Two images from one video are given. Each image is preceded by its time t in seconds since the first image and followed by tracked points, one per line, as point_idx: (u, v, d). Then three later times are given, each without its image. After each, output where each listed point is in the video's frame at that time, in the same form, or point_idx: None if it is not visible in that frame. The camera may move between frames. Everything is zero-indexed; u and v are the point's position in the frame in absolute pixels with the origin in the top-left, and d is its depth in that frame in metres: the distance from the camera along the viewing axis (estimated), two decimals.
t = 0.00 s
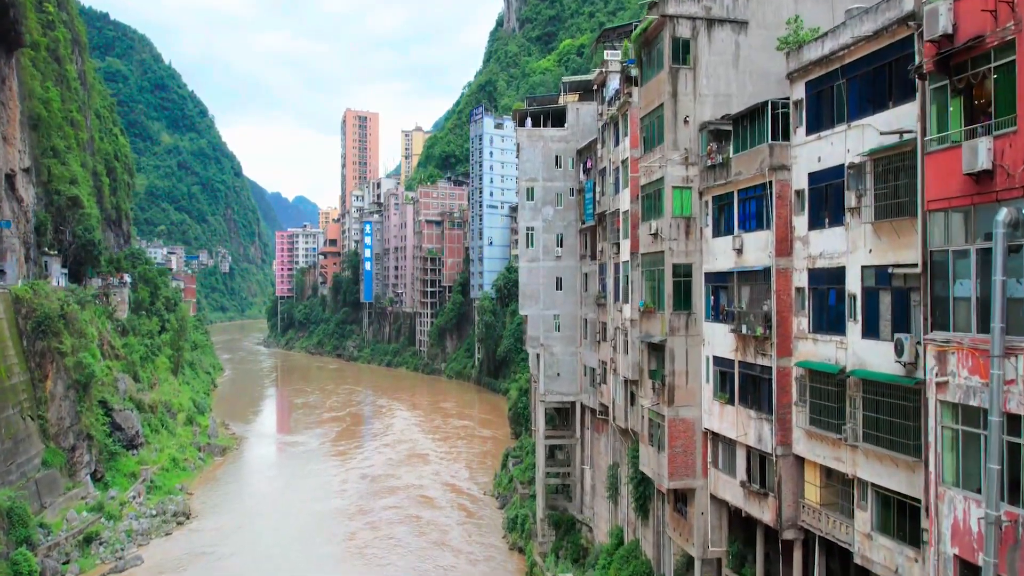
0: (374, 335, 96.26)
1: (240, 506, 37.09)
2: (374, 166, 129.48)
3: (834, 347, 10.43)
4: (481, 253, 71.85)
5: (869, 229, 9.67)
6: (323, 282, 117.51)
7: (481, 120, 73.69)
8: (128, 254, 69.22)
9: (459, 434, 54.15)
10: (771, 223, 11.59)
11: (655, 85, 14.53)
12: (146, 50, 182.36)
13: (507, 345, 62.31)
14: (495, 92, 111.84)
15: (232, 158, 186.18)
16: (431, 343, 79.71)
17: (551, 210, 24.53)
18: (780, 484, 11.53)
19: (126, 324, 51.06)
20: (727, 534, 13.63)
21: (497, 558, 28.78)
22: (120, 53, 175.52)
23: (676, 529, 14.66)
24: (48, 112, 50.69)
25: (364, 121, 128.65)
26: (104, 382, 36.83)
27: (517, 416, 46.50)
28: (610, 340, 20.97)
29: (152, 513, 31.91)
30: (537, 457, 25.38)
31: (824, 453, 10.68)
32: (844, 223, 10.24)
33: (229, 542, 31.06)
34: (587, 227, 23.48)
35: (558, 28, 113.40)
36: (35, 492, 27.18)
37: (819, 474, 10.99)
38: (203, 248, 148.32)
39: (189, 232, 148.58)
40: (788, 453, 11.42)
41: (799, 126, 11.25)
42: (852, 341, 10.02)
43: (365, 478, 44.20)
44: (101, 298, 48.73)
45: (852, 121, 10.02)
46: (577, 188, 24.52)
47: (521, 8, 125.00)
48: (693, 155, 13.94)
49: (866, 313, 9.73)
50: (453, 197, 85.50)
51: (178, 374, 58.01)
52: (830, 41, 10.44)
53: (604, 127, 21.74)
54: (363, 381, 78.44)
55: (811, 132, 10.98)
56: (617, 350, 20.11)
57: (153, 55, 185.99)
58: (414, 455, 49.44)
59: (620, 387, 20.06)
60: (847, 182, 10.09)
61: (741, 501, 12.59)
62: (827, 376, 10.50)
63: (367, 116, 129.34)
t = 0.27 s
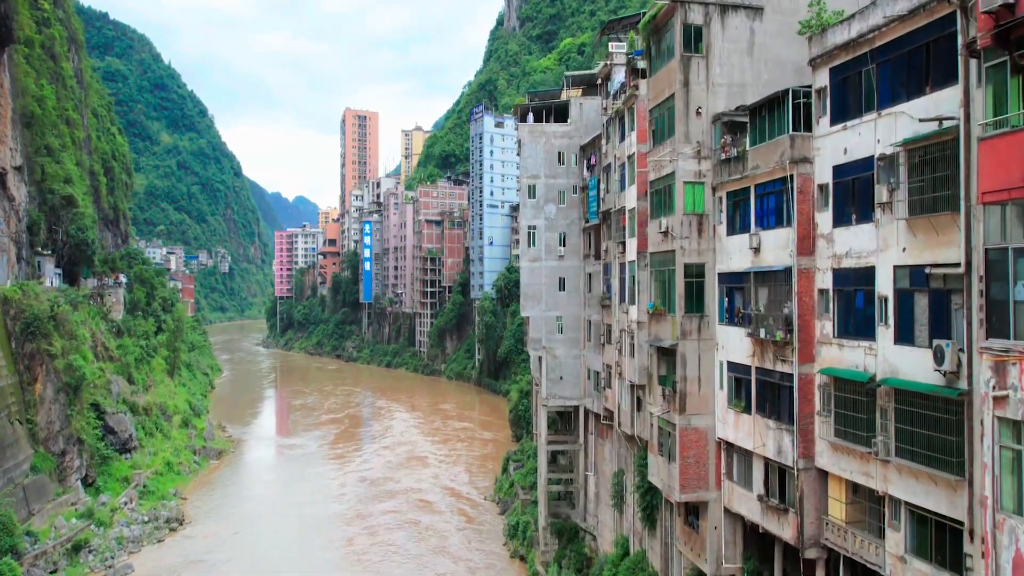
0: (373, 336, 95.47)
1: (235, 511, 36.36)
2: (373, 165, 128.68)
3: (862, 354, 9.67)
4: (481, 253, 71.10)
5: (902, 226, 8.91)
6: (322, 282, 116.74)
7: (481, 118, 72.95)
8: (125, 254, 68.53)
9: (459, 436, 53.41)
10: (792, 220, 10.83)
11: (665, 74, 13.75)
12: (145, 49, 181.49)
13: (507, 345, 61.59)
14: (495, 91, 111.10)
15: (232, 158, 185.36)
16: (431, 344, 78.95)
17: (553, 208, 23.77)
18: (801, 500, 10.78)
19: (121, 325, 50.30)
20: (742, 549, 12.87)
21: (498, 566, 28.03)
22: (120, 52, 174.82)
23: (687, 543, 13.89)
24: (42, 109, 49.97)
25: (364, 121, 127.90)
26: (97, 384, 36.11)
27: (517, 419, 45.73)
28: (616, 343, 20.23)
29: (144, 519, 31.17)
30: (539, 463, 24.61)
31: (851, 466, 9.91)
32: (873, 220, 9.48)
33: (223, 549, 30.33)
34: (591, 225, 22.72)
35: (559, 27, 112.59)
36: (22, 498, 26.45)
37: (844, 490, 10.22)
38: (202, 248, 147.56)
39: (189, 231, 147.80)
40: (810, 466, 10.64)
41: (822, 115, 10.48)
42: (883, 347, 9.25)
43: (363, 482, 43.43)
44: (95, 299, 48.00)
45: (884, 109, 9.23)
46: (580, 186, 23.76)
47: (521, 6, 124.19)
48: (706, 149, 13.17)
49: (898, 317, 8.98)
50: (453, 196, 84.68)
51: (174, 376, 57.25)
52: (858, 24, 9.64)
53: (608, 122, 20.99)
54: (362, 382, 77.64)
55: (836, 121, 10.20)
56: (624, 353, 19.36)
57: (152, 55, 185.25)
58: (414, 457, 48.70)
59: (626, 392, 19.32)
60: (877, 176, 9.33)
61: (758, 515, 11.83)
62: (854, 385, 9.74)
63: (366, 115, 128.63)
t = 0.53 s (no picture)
0: (373, 336, 94.71)
1: (231, 516, 35.60)
2: (373, 165, 127.88)
3: (895, 360, 8.89)
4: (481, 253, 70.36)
5: (943, 222, 8.14)
6: (321, 282, 115.97)
7: (481, 117, 72.20)
8: (122, 254, 67.78)
9: (459, 439, 52.65)
10: (817, 215, 10.04)
11: (677, 62, 13.01)
12: (144, 49, 180.70)
13: (508, 346, 60.84)
14: (496, 90, 110.36)
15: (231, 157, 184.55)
16: (431, 345, 78.17)
17: (556, 206, 23.01)
18: (826, 517, 9.99)
19: (116, 326, 49.53)
20: (760, 567, 12.09)
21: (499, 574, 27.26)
22: (119, 52, 174.08)
23: (699, 560, 13.10)
24: (35, 107, 49.15)
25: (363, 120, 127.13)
26: (89, 387, 35.34)
27: (518, 422, 44.93)
28: (622, 345, 19.48)
29: (136, 525, 30.42)
30: (542, 470, 23.83)
31: (883, 483, 9.12)
32: (907, 215, 8.72)
33: (217, 556, 29.58)
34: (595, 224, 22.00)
35: (560, 25, 111.75)
36: (9, 505, 25.70)
37: (874, 507, 9.44)
38: (201, 249, 146.83)
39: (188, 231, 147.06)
40: (837, 481, 9.86)
41: (849, 103, 9.72)
42: (920, 354, 8.48)
43: (361, 486, 42.65)
44: (89, 300, 47.21)
45: (920, 95, 8.48)
46: (584, 183, 22.99)
47: (522, 4, 123.41)
48: (720, 141, 12.42)
49: (937, 321, 8.21)
50: (453, 195, 83.88)
51: (171, 377, 56.47)
52: (890, 3, 8.89)
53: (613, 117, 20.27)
54: (362, 383, 76.86)
55: (865, 109, 9.44)
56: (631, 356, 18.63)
57: (152, 55, 184.41)
58: (413, 460, 47.92)
59: (633, 397, 18.57)
60: (914, 166, 8.57)
61: (778, 532, 11.05)
62: (887, 394, 8.96)
63: (366, 114, 127.90)
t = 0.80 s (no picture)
0: (373, 337, 93.98)
1: (226, 521, 34.85)
2: (373, 164, 127.10)
3: (935, 369, 8.11)
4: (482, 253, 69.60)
5: (993, 215, 7.36)
6: (321, 282, 115.23)
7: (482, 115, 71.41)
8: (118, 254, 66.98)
9: (459, 441, 51.90)
10: (845, 211, 9.26)
11: (690, 49, 12.24)
12: (144, 49, 180.00)
13: (509, 347, 60.11)
14: (497, 89, 109.57)
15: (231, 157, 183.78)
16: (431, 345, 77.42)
17: (559, 204, 22.23)
18: (856, 537, 9.21)
19: (111, 327, 48.78)
20: None
21: None
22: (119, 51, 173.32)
23: None
24: (29, 104, 48.33)
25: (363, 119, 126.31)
26: (80, 389, 34.57)
27: (519, 424, 44.19)
28: (628, 348, 18.72)
29: (127, 532, 29.67)
30: (544, 477, 23.05)
31: (921, 502, 8.33)
32: (950, 209, 7.94)
33: (210, 563, 28.84)
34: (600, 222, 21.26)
35: (561, 24, 110.83)
36: None
37: (910, 528, 8.64)
38: (201, 248, 146.14)
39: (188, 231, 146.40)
40: (868, 499, 9.07)
41: (882, 88, 8.94)
42: (965, 362, 7.70)
43: (360, 489, 41.90)
44: (83, 301, 46.44)
45: (966, 77, 7.70)
46: (588, 180, 22.22)
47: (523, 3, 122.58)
48: (737, 133, 11.65)
49: (986, 326, 7.43)
50: (453, 194, 83.06)
51: (167, 379, 55.71)
52: None
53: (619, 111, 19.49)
54: (361, 384, 76.11)
55: (900, 94, 8.65)
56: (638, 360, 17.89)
57: (152, 54, 183.59)
58: (412, 463, 47.18)
59: (641, 402, 17.82)
60: (958, 156, 7.79)
61: (801, 552, 10.27)
62: (926, 406, 8.18)
63: (365, 113, 127.14)
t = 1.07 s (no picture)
0: (372, 337, 93.28)
1: (220, 526, 34.08)
2: (373, 163, 126.32)
3: (984, 380, 7.32)
4: (482, 253, 68.82)
5: None
6: (320, 282, 114.47)
7: (482, 114, 70.59)
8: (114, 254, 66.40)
9: (459, 444, 51.18)
10: (880, 206, 8.46)
11: (705, 34, 11.47)
12: (144, 48, 179.17)
13: (509, 348, 59.41)
14: (497, 88, 108.80)
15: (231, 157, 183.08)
16: (431, 346, 76.66)
17: (563, 201, 21.44)
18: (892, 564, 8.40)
19: (106, 328, 48.02)
20: None
21: None
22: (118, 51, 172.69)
23: None
24: (22, 102, 47.58)
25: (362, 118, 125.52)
26: (71, 392, 33.80)
27: (520, 427, 43.44)
28: (635, 352, 17.96)
29: (119, 540, 28.91)
30: (547, 484, 22.29)
31: (967, 529, 7.52)
32: (1002, 203, 7.17)
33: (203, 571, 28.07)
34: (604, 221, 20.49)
35: (561, 22, 109.87)
36: None
37: (954, 556, 7.80)
38: (201, 249, 145.47)
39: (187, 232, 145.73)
40: (907, 522, 8.25)
41: (920, 71, 8.14)
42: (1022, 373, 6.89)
43: (358, 493, 41.13)
44: (76, 302, 45.66)
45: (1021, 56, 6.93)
46: (593, 176, 21.44)
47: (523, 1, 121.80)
48: (757, 124, 10.89)
49: None
50: (453, 194, 82.30)
51: (163, 381, 54.93)
52: None
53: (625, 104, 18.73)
54: (360, 385, 75.41)
55: (941, 77, 7.86)
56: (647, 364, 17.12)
57: (151, 54, 182.78)
58: (411, 466, 46.42)
59: (649, 408, 17.05)
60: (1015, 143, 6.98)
61: None
62: (976, 421, 7.35)
63: (364, 112, 126.40)
